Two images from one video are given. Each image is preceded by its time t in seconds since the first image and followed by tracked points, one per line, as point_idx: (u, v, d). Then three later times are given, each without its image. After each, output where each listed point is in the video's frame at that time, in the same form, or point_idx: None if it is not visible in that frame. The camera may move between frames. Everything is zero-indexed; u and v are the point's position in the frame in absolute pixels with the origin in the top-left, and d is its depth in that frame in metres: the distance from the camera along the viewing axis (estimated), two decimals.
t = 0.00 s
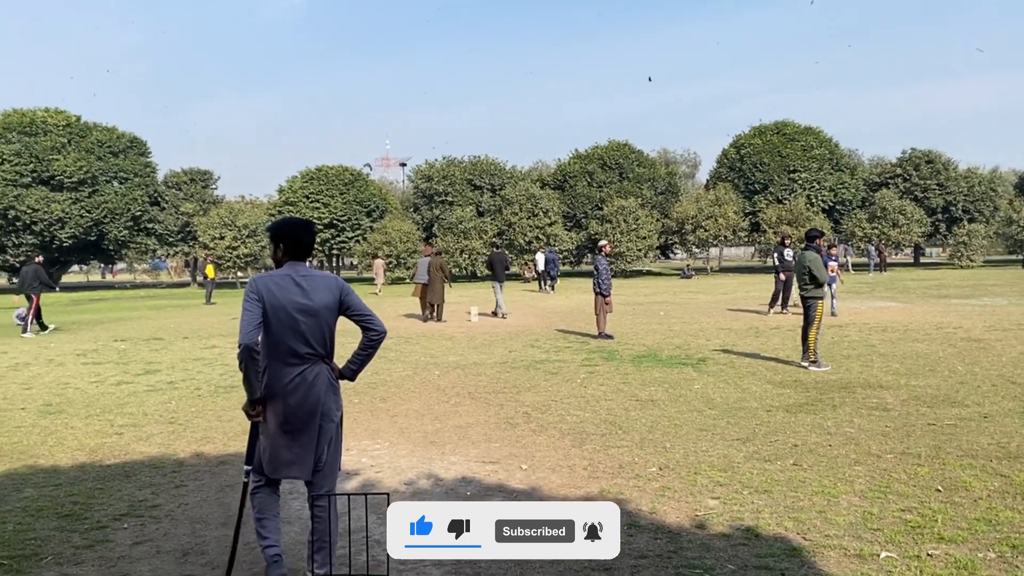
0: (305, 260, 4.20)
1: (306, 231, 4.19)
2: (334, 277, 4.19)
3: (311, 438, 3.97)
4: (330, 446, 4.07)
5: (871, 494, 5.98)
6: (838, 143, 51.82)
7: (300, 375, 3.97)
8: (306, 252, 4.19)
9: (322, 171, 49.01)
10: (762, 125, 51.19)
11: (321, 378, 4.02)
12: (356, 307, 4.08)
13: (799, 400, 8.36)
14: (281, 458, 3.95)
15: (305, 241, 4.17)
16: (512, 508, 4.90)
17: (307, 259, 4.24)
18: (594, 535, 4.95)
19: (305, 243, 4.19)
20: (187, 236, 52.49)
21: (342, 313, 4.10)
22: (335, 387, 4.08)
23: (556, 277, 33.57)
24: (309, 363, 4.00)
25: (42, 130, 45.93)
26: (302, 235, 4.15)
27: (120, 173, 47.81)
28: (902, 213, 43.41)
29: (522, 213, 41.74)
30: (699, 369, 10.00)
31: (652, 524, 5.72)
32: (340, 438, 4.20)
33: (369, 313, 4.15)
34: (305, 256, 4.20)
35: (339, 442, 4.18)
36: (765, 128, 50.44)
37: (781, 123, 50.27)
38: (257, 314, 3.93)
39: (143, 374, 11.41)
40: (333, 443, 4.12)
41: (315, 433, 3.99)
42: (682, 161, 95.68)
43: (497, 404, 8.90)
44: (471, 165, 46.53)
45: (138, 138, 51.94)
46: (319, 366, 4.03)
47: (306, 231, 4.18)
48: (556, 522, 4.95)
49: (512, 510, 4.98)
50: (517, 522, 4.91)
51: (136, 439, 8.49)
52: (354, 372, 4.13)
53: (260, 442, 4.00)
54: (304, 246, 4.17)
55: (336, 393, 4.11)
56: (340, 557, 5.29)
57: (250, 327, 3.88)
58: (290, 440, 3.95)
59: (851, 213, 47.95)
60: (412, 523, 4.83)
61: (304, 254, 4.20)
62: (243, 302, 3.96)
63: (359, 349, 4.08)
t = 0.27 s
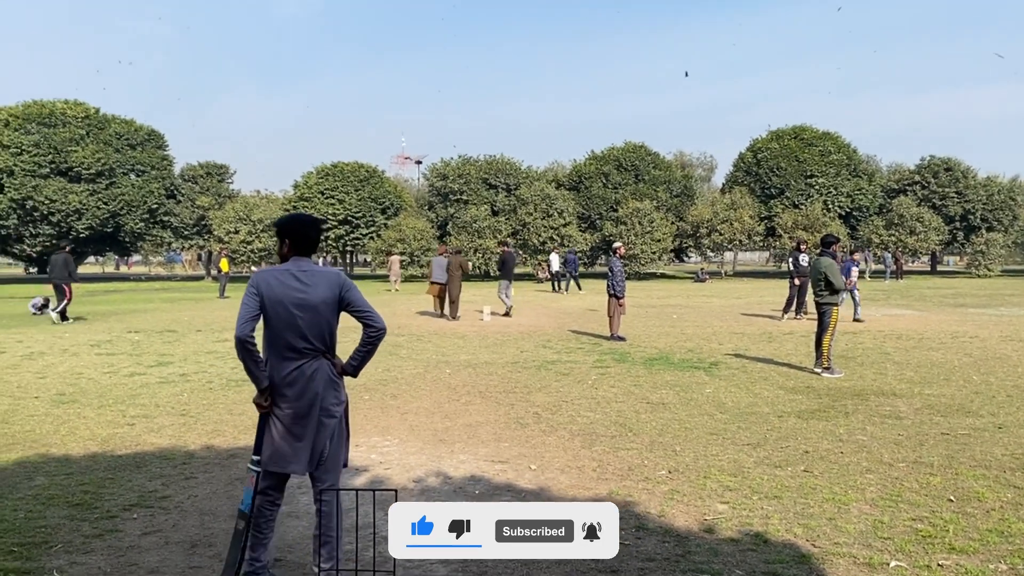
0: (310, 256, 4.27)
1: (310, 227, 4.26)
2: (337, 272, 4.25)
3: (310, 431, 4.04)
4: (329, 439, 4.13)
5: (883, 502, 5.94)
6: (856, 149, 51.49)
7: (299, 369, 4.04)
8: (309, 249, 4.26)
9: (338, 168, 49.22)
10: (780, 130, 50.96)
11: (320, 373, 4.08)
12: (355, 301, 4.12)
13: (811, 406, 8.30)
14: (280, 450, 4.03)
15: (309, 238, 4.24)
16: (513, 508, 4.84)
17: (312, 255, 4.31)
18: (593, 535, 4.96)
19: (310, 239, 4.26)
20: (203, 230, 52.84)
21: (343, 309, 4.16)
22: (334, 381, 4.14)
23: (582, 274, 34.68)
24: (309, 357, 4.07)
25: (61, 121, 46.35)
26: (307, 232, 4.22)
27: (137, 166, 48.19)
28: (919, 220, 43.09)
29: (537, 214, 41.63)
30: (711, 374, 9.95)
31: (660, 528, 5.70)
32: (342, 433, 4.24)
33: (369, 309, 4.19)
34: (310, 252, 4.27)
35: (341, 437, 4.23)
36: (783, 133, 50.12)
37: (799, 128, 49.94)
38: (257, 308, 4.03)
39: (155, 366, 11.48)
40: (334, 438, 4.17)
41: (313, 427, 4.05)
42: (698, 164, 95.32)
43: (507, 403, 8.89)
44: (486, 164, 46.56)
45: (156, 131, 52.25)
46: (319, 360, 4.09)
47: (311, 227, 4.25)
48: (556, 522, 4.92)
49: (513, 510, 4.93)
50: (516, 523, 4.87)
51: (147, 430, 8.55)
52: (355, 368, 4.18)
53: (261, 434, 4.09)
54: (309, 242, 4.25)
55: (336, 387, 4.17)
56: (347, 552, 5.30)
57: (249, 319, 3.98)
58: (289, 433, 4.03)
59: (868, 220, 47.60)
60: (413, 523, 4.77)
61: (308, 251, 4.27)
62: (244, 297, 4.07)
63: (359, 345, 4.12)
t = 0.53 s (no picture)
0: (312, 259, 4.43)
1: (312, 231, 4.42)
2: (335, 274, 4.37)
3: (303, 428, 4.17)
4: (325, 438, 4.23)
5: (897, 513, 5.91)
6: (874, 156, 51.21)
7: (294, 368, 4.18)
8: (309, 251, 4.42)
9: (354, 171, 49.51)
10: (796, 136, 50.78)
11: (315, 372, 4.21)
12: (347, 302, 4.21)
13: (825, 415, 8.27)
14: (277, 445, 4.18)
15: (311, 242, 4.40)
16: (513, 509, 4.87)
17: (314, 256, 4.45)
18: (583, 537, 4.99)
19: (312, 244, 4.42)
20: (219, 230, 53.20)
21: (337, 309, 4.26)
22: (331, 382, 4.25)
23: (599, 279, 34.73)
24: (303, 356, 4.20)
25: (82, 121, 46.90)
26: (308, 236, 4.39)
27: (157, 167, 48.57)
28: (937, 229, 42.80)
29: (551, 217, 41.48)
30: (725, 381, 9.93)
31: (672, 535, 5.70)
32: (340, 432, 4.34)
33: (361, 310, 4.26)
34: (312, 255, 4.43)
35: (338, 436, 4.31)
36: (799, 140, 49.95)
37: (816, 135, 49.76)
38: (255, 308, 4.22)
39: (171, 365, 11.59)
40: (332, 436, 4.27)
41: (308, 424, 4.18)
42: (714, 170, 95.11)
43: (520, 407, 8.92)
44: (502, 167, 46.63)
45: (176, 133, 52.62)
46: (315, 360, 4.23)
47: (313, 232, 4.41)
48: (552, 522, 4.96)
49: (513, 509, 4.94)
50: (517, 522, 4.91)
51: (162, 429, 8.63)
52: (350, 368, 4.26)
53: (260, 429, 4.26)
54: (311, 246, 4.41)
55: (334, 387, 4.27)
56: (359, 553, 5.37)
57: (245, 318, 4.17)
58: (286, 430, 4.18)
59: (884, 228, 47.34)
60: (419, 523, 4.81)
61: (310, 254, 4.43)
62: (244, 297, 4.28)
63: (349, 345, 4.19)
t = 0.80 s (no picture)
0: (319, 264, 4.41)
1: (317, 236, 4.40)
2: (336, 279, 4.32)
3: (302, 434, 4.19)
4: (326, 445, 4.22)
5: (918, 521, 5.87)
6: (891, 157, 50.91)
7: (293, 374, 4.20)
8: (314, 256, 4.39)
9: (369, 172, 49.59)
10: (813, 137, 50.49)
11: (314, 379, 4.20)
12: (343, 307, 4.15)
13: (844, 420, 8.23)
14: (281, 450, 4.24)
15: (316, 247, 4.38)
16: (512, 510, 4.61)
17: (321, 260, 4.43)
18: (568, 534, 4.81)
19: (318, 248, 4.40)
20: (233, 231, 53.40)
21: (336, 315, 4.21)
22: (330, 388, 4.22)
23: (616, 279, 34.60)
24: (302, 362, 4.21)
25: (100, 124, 47.10)
26: (313, 241, 4.37)
27: (173, 169, 48.70)
28: (955, 232, 42.48)
29: (565, 219, 41.31)
30: (743, 385, 9.89)
31: (692, 543, 5.69)
32: (344, 438, 4.32)
33: (357, 316, 4.17)
34: (318, 260, 4.42)
35: (342, 442, 4.29)
36: (815, 141, 49.63)
37: (832, 136, 49.42)
38: (259, 313, 4.28)
39: (188, 368, 11.65)
40: (335, 443, 4.25)
41: (308, 430, 4.19)
42: (729, 171, 94.67)
43: (537, 412, 8.91)
44: (517, 169, 46.59)
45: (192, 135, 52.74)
46: (315, 366, 4.21)
47: (318, 237, 4.39)
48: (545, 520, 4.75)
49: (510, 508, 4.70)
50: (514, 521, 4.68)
51: (180, 432, 8.67)
52: (350, 375, 4.20)
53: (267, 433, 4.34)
54: (316, 251, 4.39)
55: (334, 394, 4.24)
56: (378, 560, 5.38)
57: (246, 323, 4.25)
58: (288, 436, 4.22)
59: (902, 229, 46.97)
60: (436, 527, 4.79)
61: (317, 259, 4.42)
62: (251, 302, 4.36)
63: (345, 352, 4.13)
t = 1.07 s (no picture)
0: (313, 248, 4.44)
1: (311, 218, 4.43)
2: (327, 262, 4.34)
3: (294, 416, 4.23)
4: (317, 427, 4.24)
5: (925, 501, 5.85)
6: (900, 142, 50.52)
7: (285, 356, 4.25)
8: (308, 239, 4.43)
9: (376, 160, 49.71)
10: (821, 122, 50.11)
11: (305, 360, 4.23)
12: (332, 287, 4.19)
13: (852, 403, 8.21)
14: (277, 432, 4.30)
15: (310, 230, 4.41)
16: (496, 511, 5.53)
17: (316, 244, 4.46)
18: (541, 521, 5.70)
19: (313, 231, 4.43)
20: (242, 221, 53.63)
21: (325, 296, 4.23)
22: (321, 371, 4.23)
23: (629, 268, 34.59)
24: (294, 344, 4.25)
25: (107, 113, 47.40)
26: (306, 223, 4.40)
27: (180, 157, 49.06)
28: (965, 215, 42.15)
29: (573, 206, 41.38)
30: (750, 369, 9.86)
31: (698, 523, 5.69)
32: (337, 421, 4.32)
33: (345, 298, 4.17)
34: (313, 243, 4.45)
35: (334, 425, 4.30)
36: (824, 125, 49.27)
37: (841, 120, 49.02)
38: (253, 296, 4.35)
39: (197, 354, 11.74)
40: (326, 425, 4.27)
41: (299, 413, 4.23)
42: (738, 157, 94.20)
43: (543, 396, 8.94)
44: (523, 156, 46.50)
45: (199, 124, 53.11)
46: (306, 348, 4.25)
47: (312, 220, 4.42)
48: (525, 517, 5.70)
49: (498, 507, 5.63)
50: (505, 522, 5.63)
51: (189, 417, 8.74)
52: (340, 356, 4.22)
53: (263, 416, 4.41)
54: (310, 233, 4.42)
55: (325, 375, 4.25)
56: (384, 541, 5.43)
57: (240, 305, 4.31)
58: (281, 418, 4.27)
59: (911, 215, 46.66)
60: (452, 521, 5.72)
61: (312, 241, 4.45)
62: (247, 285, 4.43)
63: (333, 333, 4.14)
